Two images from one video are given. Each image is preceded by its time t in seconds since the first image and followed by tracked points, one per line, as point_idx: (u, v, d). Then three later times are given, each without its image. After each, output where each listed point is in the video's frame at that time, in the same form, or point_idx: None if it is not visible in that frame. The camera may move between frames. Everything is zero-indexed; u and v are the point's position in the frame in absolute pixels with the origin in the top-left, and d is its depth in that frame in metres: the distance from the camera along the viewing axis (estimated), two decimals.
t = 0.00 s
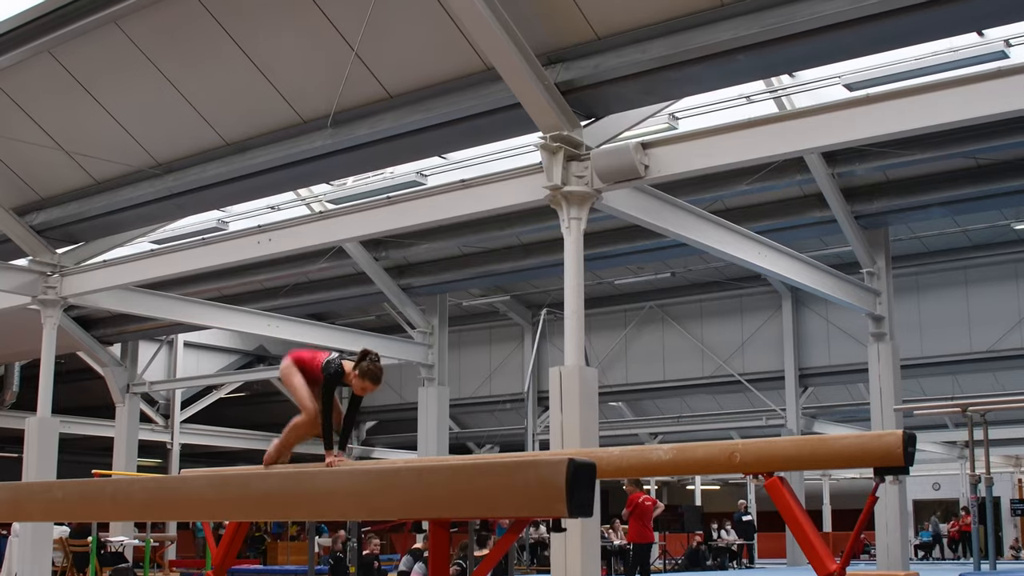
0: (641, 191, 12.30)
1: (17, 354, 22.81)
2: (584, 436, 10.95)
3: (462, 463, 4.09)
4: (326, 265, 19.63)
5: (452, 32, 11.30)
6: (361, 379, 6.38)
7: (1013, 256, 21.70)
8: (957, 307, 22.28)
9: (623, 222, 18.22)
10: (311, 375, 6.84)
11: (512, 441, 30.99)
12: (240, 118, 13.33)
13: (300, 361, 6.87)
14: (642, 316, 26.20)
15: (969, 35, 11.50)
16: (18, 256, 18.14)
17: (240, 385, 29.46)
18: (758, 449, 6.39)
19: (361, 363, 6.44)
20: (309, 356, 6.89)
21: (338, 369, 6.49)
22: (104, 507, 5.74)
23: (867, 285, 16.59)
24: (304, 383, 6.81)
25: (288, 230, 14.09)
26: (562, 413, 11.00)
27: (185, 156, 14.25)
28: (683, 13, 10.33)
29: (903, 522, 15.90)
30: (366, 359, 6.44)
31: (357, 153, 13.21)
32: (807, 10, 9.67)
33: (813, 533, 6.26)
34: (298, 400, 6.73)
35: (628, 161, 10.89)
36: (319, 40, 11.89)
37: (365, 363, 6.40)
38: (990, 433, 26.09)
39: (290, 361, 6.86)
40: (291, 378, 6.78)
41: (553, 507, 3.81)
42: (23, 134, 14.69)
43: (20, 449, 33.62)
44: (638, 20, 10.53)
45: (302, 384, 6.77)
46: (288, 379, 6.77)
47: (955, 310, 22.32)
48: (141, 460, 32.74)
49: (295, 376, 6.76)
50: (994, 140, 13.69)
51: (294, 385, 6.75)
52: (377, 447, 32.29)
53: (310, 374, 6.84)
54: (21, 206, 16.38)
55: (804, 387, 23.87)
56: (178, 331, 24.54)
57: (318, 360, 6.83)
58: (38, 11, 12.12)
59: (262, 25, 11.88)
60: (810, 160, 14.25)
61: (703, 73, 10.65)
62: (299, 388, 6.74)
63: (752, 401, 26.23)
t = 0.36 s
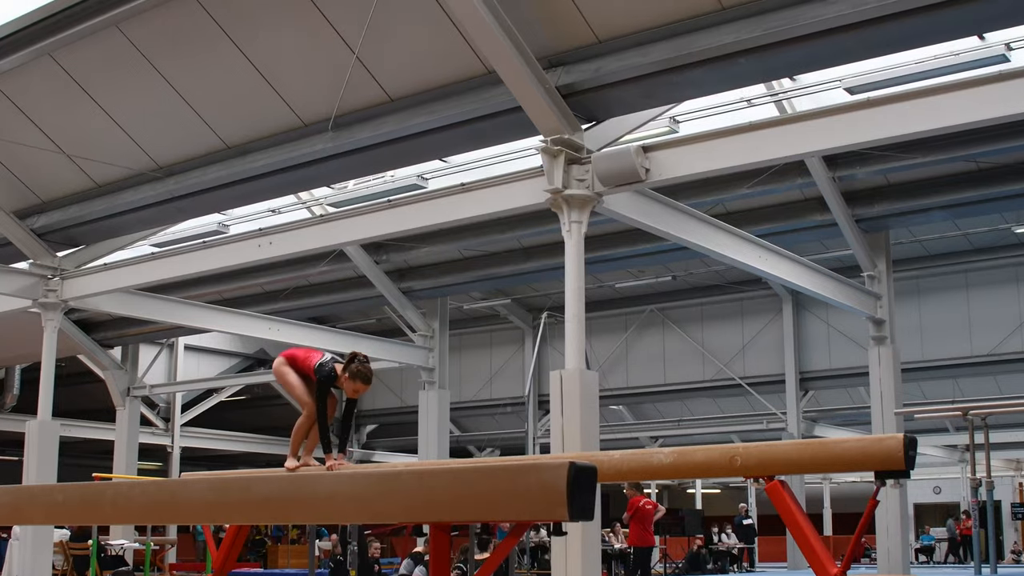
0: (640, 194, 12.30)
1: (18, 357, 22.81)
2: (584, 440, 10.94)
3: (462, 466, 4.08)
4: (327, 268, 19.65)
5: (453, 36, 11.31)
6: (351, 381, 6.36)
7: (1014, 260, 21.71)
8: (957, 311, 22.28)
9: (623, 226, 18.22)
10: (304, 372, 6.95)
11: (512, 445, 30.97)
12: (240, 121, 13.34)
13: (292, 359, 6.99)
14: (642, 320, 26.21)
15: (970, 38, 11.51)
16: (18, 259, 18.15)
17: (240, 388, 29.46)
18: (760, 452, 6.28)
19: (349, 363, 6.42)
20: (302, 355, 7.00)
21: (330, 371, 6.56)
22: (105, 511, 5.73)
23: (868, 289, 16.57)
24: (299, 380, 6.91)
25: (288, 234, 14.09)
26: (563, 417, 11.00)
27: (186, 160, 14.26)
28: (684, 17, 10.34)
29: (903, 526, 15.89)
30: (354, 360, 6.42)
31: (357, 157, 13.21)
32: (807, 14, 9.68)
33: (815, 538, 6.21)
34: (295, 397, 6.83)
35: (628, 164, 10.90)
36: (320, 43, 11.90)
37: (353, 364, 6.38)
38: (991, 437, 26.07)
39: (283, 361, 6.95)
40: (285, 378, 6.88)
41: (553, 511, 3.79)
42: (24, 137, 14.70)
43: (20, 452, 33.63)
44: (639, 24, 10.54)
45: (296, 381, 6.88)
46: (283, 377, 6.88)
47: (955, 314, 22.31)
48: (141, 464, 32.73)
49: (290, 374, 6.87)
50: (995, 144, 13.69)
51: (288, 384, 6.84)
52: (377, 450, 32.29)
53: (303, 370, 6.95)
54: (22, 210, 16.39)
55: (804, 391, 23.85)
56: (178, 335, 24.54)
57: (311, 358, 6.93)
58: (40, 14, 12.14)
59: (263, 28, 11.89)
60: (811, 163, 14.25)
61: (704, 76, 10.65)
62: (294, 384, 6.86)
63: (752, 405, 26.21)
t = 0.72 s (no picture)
0: (637, 199, 12.29)
1: (15, 361, 22.78)
2: (583, 445, 10.94)
3: (461, 471, 4.07)
4: (325, 272, 19.65)
5: (452, 41, 11.32)
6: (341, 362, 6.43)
7: (1012, 265, 21.74)
8: (955, 316, 22.31)
9: (622, 230, 18.24)
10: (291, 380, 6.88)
11: (510, 450, 30.94)
12: (239, 126, 13.35)
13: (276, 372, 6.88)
14: (641, 324, 26.22)
15: (968, 45, 11.54)
16: (17, 263, 18.15)
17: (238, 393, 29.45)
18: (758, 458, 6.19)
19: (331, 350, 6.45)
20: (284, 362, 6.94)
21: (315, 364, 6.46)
22: (103, 515, 5.72)
23: (866, 295, 16.58)
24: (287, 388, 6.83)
25: (287, 238, 14.09)
26: (561, 422, 11.01)
27: (184, 164, 14.27)
28: (682, 23, 10.36)
29: (902, 530, 15.91)
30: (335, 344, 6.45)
31: (356, 161, 13.23)
32: (805, 21, 9.71)
33: (813, 542, 6.18)
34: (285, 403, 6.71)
35: (627, 169, 10.91)
36: (319, 48, 11.91)
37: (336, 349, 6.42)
38: (989, 442, 26.08)
39: (269, 373, 6.87)
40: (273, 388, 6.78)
41: (551, 517, 3.78)
42: (23, 142, 14.70)
43: (18, 456, 33.58)
44: (637, 29, 10.56)
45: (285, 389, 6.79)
46: (271, 388, 6.78)
47: (953, 320, 22.33)
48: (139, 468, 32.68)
49: (278, 383, 6.77)
50: (993, 150, 13.72)
51: (276, 392, 6.75)
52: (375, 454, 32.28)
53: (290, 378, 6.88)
54: (21, 214, 16.39)
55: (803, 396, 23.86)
56: (177, 339, 24.53)
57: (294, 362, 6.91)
58: (40, 19, 12.15)
59: (262, 33, 11.90)
60: (809, 169, 14.27)
61: (703, 81, 10.67)
62: (283, 391, 6.76)
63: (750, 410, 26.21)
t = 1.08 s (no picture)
0: (636, 202, 12.29)
1: (16, 366, 22.79)
2: (583, 449, 10.94)
3: (461, 474, 4.07)
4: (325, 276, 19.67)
5: (451, 45, 11.33)
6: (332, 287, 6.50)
7: (1012, 268, 21.73)
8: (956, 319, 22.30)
9: (622, 234, 18.26)
10: (294, 352, 6.84)
11: (510, 453, 30.92)
12: (239, 130, 13.36)
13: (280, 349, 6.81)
14: (641, 328, 26.23)
15: (967, 47, 11.55)
16: (17, 268, 18.16)
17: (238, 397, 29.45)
18: (759, 461, 6.12)
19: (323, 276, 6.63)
20: (288, 333, 6.76)
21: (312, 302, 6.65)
22: (103, 520, 5.71)
23: (866, 297, 16.57)
24: (290, 370, 6.84)
25: (287, 243, 14.09)
26: (561, 426, 11.00)
27: (184, 168, 14.28)
28: (682, 26, 10.37)
29: (903, 533, 15.87)
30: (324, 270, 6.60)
31: (356, 165, 13.24)
32: (804, 23, 9.73)
33: (813, 546, 6.17)
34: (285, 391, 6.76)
35: (627, 172, 10.93)
36: (319, 53, 11.92)
37: (325, 274, 6.53)
38: (990, 444, 26.07)
39: (272, 353, 6.79)
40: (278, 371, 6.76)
41: (551, 520, 3.77)
42: (24, 146, 14.72)
43: (19, 461, 33.60)
44: (637, 33, 10.57)
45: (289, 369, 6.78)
46: (275, 372, 6.76)
47: (953, 322, 22.32)
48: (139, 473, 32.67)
49: (283, 369, 6.73)
50: (993, 152, 13.72)
51: (282, 378, 6.74)
52: (376, 458, 32.27)
53: (293, 352, 6.84)
54: (21, 219, 16.41)
55: (803, 399, 23.86)
56: (177, 343, 24.55)
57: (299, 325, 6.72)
58: (41, 23, 12.17)
59: (262, 36, 11.91)
60: (808, 172, 14.29)
61: (702, 85, 10.69)
62: (288, 379, 6.75)
63: (750, 413, 26.19)
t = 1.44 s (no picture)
0: (634, 205, 12.28)
1: (16, 370, 22.78)
2: (583, 452, 10.94)
3: (461, 479, 4.06)
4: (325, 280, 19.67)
5: (450, 48, 11.34)
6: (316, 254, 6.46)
7: (1012, 270, 21.72)
8: (955, 320, 22.30)
9: (621, 236, 18.27)
10: (306, 342, 6.51)
11: (510, 456, 30.90)
12: (238, 134, 13.37)
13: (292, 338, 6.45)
14: (641, 330, 26.23)
15: (965, 49, 11.56)
16: (16, 272, 18.16)
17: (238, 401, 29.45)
18: (759, 463, 6.02)
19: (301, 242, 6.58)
20: (296, 317, 6.42)
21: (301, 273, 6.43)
22: (103, 525, 5.70)
23: (865, 299, 16.55)
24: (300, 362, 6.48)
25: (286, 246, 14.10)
26: (561, 429, 11.00)
27: (183, 172, 14.28)
28: (680, 28, 10.37)
29: (903, 535, 15.87)
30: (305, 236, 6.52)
31: (355, 169, 13.25)
32: (803, 26, 9.74)
33: (814, 548, 6.16)
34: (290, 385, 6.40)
35: (626, 175, 10.94)
36: (317, 56, 11.94)
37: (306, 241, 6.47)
38: (989, 446, 26.09)
39: (285, 343, 6.42)
40: (287, 362, 6.40)
41: (552, 524, 3.76)
42: (23, 151, 14.72)
43: (18, 465, 33.59)
44: (635, 36, 10.58)
45: (298, 361, 6.44)
46: (284, 363, 6.40)
47: (953, 324, 22.32)
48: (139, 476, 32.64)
49: (291, 359, 6.39)
50: (992, 153, 13.72)
51: (290, 370, 6.39)
52: (376, 462, 32.25)
53: (304, 342, 6.50)
54: (20, 223, 16.41)
55: (803, 401, 23.87)
56: (177, 347, 24.54)
57: (304, 300, 6.42)
58: (40, 28, 12.17)
59: (261, 39, 11.91)
60: (807, 174, 14.29)
61: (701, 87, 10.70)
62: (296, 371, 6.40)
63: (750, 415, 26.19)
